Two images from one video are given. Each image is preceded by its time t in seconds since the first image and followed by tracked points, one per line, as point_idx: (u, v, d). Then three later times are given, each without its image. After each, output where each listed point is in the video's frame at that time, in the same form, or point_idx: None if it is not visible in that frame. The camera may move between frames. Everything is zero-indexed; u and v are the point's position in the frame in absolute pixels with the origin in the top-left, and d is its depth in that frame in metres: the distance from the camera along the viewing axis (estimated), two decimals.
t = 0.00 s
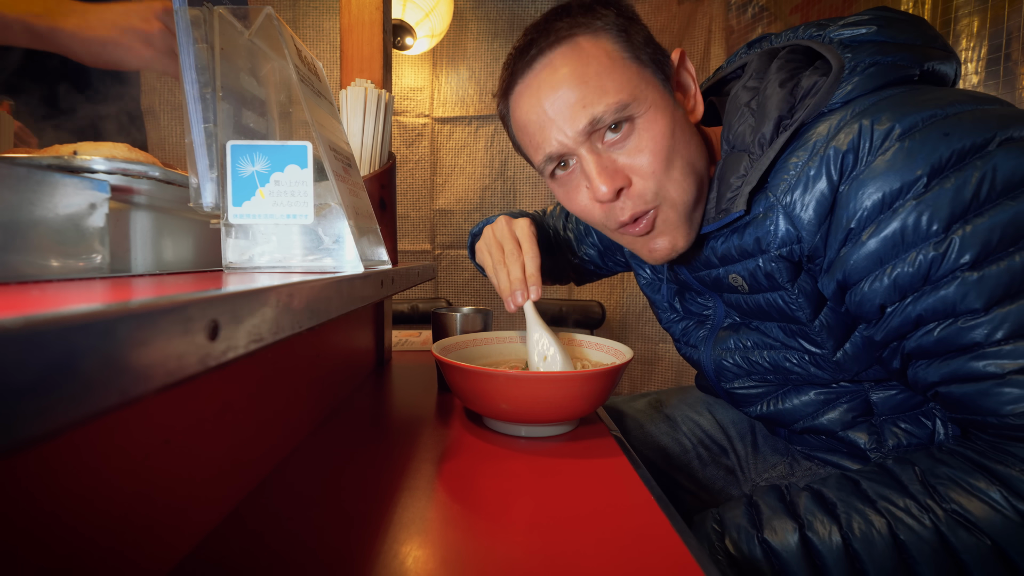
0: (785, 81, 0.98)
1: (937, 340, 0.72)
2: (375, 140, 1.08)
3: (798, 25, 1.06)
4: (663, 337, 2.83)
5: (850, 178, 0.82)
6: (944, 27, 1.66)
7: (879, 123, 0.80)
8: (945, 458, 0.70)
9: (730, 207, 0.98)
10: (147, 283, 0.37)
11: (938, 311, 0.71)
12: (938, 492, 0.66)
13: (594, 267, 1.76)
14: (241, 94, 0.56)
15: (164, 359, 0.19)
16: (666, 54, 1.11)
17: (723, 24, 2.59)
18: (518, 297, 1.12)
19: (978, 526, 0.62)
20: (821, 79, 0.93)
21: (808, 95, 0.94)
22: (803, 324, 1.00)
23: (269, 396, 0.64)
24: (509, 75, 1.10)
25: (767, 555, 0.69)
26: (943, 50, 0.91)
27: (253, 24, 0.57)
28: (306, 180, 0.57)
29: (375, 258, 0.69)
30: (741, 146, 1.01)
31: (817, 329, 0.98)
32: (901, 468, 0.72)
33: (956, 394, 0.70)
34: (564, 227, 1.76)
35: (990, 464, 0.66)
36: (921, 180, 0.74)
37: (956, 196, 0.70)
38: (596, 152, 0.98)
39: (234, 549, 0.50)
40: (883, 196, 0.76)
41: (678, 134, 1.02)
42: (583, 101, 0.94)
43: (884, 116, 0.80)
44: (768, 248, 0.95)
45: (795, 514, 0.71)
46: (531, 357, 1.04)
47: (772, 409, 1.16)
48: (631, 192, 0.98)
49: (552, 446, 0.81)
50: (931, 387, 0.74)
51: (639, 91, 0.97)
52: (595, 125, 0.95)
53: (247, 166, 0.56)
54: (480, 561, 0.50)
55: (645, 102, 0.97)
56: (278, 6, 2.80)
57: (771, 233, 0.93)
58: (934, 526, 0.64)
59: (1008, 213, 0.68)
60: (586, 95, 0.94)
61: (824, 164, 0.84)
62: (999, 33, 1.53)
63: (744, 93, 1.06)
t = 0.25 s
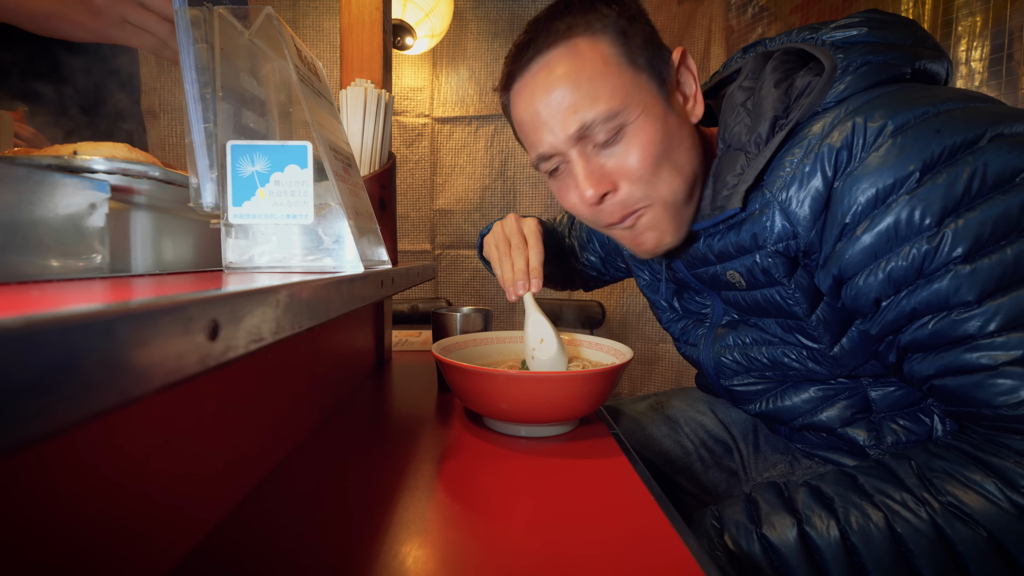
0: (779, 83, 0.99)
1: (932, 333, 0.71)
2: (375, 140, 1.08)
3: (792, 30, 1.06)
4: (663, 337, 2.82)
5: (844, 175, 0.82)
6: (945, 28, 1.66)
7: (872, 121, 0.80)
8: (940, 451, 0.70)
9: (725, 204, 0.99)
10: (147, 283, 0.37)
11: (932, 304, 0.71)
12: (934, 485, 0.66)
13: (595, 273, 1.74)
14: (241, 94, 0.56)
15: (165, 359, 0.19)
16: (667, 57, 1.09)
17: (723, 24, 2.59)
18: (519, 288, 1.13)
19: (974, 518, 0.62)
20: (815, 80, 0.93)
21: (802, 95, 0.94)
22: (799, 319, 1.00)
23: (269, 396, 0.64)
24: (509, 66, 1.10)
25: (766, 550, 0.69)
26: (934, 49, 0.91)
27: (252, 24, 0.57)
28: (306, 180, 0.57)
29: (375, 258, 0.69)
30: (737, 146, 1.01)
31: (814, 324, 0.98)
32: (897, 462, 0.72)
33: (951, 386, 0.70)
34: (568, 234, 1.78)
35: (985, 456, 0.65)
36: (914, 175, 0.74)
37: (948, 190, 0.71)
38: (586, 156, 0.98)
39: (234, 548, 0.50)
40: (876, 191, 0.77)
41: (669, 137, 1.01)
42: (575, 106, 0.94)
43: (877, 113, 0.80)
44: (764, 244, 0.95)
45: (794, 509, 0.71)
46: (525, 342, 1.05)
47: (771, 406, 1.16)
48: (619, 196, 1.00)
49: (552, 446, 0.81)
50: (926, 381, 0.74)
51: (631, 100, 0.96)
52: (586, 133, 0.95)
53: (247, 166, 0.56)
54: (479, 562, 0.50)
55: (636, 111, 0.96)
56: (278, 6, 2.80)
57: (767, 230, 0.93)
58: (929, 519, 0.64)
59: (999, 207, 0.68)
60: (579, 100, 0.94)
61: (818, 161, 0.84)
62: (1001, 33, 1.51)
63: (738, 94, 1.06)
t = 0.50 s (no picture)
0: (790, 79, 0.99)
1: (937, 333, 0.71)
2: (375, 140, 1.08)
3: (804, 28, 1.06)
4: (663, 337, 2.82)
5: (854, 174, 0.82)
6: (946, 28, 1.66)
7: (883, 121, 0.80)
8: (943, 452, 0.70)
9: (729, 199, 0.99)
10: (147, 283, 0.37)
11: (939, 305, 0.71)
12: (938, 486, 0.66)
13: (602, 270, 1.74)
14: (241, 94, 0.56)
15: (165, 359, 0.19)
16: (655, 82, 1.04)
17: (723, 24, 2.59)
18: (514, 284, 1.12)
19: (977, 518, 0.63)
20: (824, 79, 0.93)
21: (813, 92, 0.94)
22: (804, 318, 1.00)
23: (269, 396, 0.64)
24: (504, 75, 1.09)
25: (768, 548, 0.69)
26: (945, 50, 0.91)
27: (253, 24, 0.57)
28: (306, 180, 0.57)
29: (375, 258, 0.69)
30: (745, 141, 1.02)
31: (819, 322, 0.98)
32: (900, 462, 0.72)
33: (955, 386, 0.70)
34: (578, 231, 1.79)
35: (988, 458, 0.66)
36: (924, 176, 0.74)
37: (958, 191, 0.71)
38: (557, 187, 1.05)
39: (234, 548, 0.50)
40: (885, 191, 0.77)
41: (638, 174, 1.04)
42: (544, 147, 0.99)
43: (888, 113, 0.80)
44: (771, 242, 0.94)
45: (796, 508, 0.71)
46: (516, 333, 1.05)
47: (773, 404, 1.16)
48: (587, 220, 1.08)
49: (552, 446, 0.81)
50: (931, 380, 0.74)
51: (600, 141, 0.98)
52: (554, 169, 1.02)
53: (247, 166, 0.56)
54: (479, 563, 0.50)
55: (604, 150, 0.99)
56: (278, 6, 2.80)
57: (775, 229, 0.92)
58: (932, 519, 0.64)
59: (1009, 209, 0.68)
60: (547, 141, 0.99)
61: (828, 160, 0.84)
62: (1003, 33, 1.51)
63: (749, 89, 1.06)
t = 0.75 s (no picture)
0: (798, 76, 0.99)
1: (943, 335, 0.72)
2: (375, 140, 1.08)
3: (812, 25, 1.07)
4: (663, 337, 2.82)
5: (861, 173, 0.82)
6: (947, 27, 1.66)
7: (891, 120, 0.80)
8: (946, 456, 0.69)
9: (733, 197, 0.99)
10: (147, 283, 0.37)
11: (945, 306, 0.71)
12: (940, 489, 0.66)
13: (606, 272, 1.75)
14: (241, 94, 0.56)
15: (164, 359, 0.19)
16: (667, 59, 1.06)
17: (723, 24, 2.59)
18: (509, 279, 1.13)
19: (979, 522, 0.62)
20: (833, 75, 0.93)
21: (820, 91, 0.94)
22: (808, 317, 1.00)
23: (269, 396, 0.64)
24: (514, 58, 1.09)
25: (769, 550, 0.69)
26: (955, 48, 0.91)
27: (253, 24, 0.57)
28: (306, 180, 0.57)
29: (375, 258, 0.69)
30: (751, 139, 1.02)
31: (822, 322, 0.98)
32: (903, 465, 0.72)
33: (960, 389, 0.70)
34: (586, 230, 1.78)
35: (993, 461, 0.65)
36: (932, 176, 0.74)
37: (967, 191, 0.71)
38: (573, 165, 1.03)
39: (234, 548, 0.50)
40: (893, 191, 0.77)
41: (657, 148, 1.03)
42: (561, 120, 0.97)
43: (897, 112, 0.80)
44: (777, 241, 0.95)
45: (797, 510, 0.71)
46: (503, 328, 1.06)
47: (774, 404, 1.16)
48: (605, 200, 1.05)
49: (552, 446, 0.81)
50: (935, 382, 0.74)
51: (618, 111, 0.97)
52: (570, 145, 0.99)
53: (247, 166, 0.56)
54: (479, 563, 0.50)
55: (623, 122, 0.98)
56: (278, 6, 2.80)
57: (780, 227, 0.93)
58: (935, 523, 0.64)
59: (1018, 211, 0.68)
60: (563, 114, 0.97)
61: (835, 159, 0.85)
62: (1004, 33, 1.51)
63: (755, 86, 1.07)
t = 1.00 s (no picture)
0: (806, 76, 0.99)
1: (949, 337, 0.72)
2: (375, 140, 1.08)
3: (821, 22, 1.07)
4: (663, 337, 2.82)
5: (869, 173, 0.82)
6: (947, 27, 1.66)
7: (901, 120, 0.80)
8: (950, 459, 0.69)
9: (739, 196, 0.99)
10: (147, 283, 0.37)
11: (952, 307, 0.71)
12: (943, 492, 0.66)
13: (605, 269, 1.76)
14: (241, 94, 0.56)
15: (164, 359, 0.19)
16: (666, 69, 1.05)
17: (723, 24, 2.59)
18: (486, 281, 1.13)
19: (982, 526, 0.62)
20: (841, 75, 0.94)
21: (830, 89, 0.94)
22: (813, 318, 1.00)
23: (269, 397, 0.64)
24: (511, 71, 1.10)
25: (770, 552, 0.69)
26: (965, 49, 0.91)
27: (253, 24, 0.57)
28: (306, 179, 0.57)
29: (375, 258, 0.69)
30: (757, 138, 1.02)
31: (828, 323, 0.98)
32: (906, 468, 0.71)
33: (965, 391, 0.70)
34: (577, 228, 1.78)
35: (996, 465, 0.65)
36: (941, 177, 0.74)
37: (975, 193, 0.71)
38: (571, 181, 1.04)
39: (234, 548, 0.50)
40: (901, 192, 0.77)
41: (654, 163, 1.03)
42: (559, 138, 0.98)
43: (907, 112, 0.80)
44: (783, 241, 0.95)
45: (799, 512, 0.71)
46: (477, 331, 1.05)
47: (778, 403, 1.16)
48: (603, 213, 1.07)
49: (552, 446, 0.81)
50: (940, 384, 0.74)
51: (614, 129, 0.97)
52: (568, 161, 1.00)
53: (247, 166, 0.56)
54: (479, 564, 0.50)
55: (619, 139, 0.98)
56: (278, 6, 2.80)
57: (786, 227, 0.93)
58: (938, 526, 0.64)
59: None
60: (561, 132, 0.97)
61: (844, 158, 0.85)
62: (1005, 33, 1.51)
63: (762, 85, 1.07)
